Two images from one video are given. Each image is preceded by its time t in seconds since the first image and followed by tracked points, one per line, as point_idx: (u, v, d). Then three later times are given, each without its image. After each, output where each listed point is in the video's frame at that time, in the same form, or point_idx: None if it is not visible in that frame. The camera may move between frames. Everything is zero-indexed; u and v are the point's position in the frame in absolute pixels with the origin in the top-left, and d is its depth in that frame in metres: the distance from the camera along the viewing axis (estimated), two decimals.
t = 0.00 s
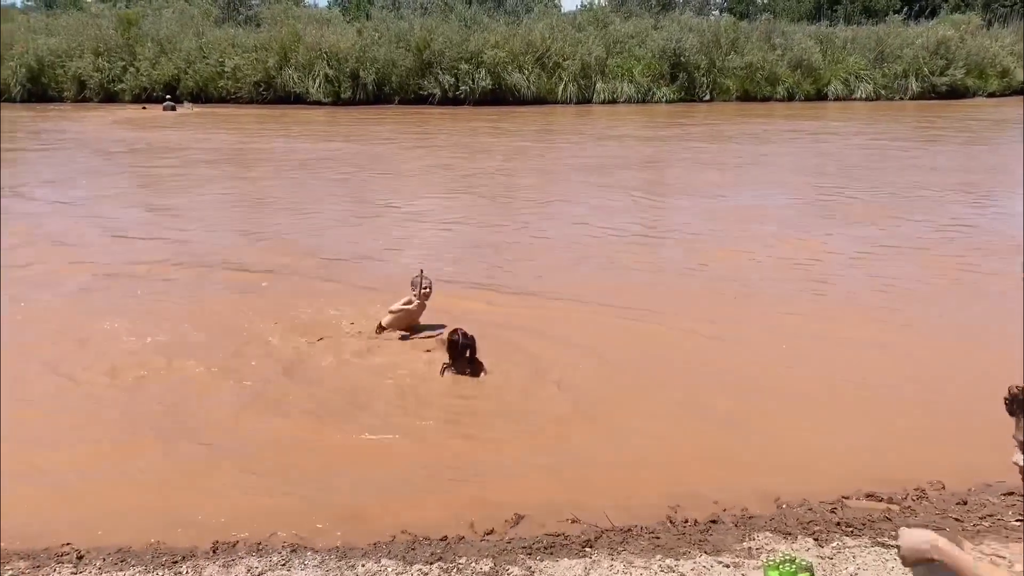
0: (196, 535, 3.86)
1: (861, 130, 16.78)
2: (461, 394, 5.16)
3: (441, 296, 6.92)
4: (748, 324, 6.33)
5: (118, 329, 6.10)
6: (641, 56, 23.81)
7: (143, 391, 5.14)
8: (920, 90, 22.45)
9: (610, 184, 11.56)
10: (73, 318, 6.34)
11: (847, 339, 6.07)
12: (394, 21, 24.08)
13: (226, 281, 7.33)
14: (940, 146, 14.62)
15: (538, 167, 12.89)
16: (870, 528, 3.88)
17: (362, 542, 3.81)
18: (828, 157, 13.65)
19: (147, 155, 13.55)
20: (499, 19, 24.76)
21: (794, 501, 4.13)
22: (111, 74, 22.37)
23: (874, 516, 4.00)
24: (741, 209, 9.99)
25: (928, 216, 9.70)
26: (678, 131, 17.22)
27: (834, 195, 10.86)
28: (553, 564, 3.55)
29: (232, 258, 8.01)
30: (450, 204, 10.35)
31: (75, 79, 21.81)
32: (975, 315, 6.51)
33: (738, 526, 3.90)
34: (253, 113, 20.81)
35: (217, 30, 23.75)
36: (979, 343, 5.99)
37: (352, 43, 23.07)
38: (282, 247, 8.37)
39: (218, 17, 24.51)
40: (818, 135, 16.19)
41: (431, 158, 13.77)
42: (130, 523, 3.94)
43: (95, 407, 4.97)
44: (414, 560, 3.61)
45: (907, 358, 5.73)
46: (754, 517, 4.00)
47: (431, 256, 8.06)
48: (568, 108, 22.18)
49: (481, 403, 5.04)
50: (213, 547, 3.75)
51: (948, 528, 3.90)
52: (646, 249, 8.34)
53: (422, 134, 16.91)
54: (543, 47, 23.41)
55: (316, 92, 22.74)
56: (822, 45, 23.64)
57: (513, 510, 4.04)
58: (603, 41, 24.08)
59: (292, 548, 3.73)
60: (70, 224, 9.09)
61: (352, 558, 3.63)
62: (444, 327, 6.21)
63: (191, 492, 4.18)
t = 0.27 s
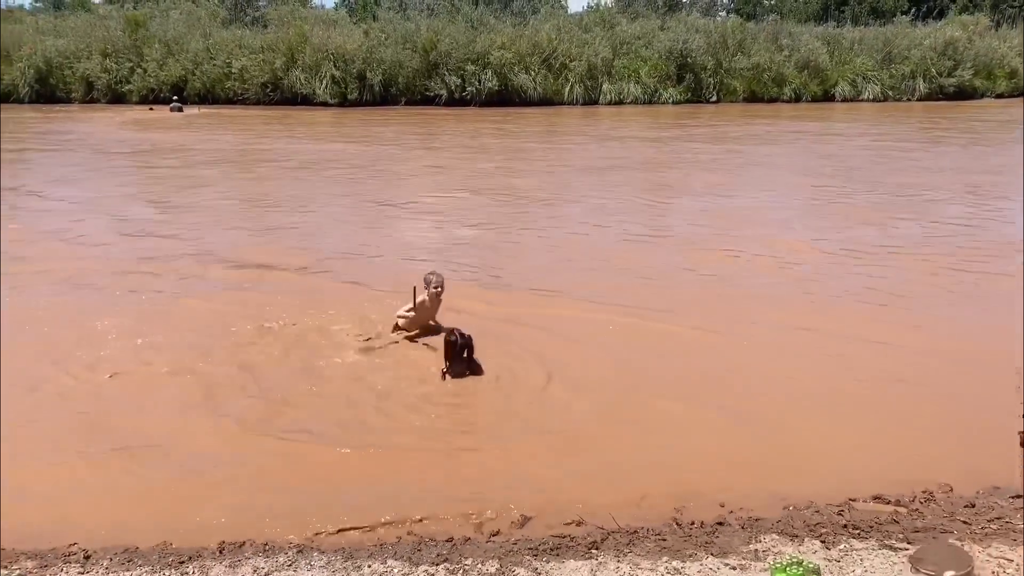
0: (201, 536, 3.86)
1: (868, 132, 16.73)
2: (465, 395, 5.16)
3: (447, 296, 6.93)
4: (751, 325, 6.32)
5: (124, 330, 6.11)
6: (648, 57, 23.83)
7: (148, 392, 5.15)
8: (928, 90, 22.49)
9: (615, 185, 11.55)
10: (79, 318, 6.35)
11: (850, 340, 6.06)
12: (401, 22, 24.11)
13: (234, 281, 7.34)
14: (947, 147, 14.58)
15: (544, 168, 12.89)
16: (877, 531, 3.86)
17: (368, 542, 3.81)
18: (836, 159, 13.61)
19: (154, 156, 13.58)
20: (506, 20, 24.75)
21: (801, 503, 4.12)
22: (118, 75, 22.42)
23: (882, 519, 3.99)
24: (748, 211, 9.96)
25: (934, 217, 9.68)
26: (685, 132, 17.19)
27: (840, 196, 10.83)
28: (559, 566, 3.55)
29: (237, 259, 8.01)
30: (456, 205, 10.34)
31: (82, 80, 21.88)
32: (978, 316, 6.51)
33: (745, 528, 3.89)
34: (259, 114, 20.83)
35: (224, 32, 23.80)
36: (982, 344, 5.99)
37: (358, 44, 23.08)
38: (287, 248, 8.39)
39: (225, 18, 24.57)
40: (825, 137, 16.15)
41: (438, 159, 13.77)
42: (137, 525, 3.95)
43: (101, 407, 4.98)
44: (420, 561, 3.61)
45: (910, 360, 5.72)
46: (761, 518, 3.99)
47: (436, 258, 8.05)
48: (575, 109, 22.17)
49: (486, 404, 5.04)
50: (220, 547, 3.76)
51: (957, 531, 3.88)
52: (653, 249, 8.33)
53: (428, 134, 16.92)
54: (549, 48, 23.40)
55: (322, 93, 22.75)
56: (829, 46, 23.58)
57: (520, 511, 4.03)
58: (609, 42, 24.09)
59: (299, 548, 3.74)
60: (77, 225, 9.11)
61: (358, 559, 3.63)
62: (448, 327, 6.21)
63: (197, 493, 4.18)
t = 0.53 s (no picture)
0: (208, 536, 3.87)
1: (876, 133, 16.68)
2: (472, 395, 5.15)
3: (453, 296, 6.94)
4: (756, 324, 6.31)
5: (130, 330, 6.13)
6: (655, 57, 23.92)
7: (154, 391, 5.16)
8: (936, 91, 22.30)
9: (622, 185, 11.55)
10: (87, 318, 6.37)
11: (855, 340, 6.05)
12: (408, 23, 24.14)
13: (240, 282, 7.35)
14: (955, 148, 14.54)
15: (551, 169, 12.89)
16: (884, 533, 3.85)
17: (374, 543, 3.81)
18: (843, 159, 13.58)
19: (162, 156, 13.61)
20: (512, 21, 24.71)
21: (807, 504, 4.11)
22: (126, 76, 22.53)
23: (888, 521, 3.97)
24: (755, 211, 9.94)
25: (943, 217, 9.65)
26: (692, 133, 17.17)
27: (848, 197, 10.79)
28: (564, 567, 3.55)
29: (244, 259, 8.02)
30: (462, 205, 10.35)
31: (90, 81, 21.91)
32: (983, 316, 6.50)
33: (751, 529, 3.88)
34: (266, 115, 20.87)
35: (231, 32, 23.84)
36: (987, 344, 5.98)
37: (365, 45, 23.10)
38: (294, 248, 8.39)
39: (233, 19, 24.65)
40: (833, 137, 16.10)
41: (444, 159, 13.77)
42: (144, 524, 3.96)
43: (108, 407, 4.99)
44: (426, 561, 3.62)
45: (915, 360, 5.71)
46: (768, 520, 3.98)
47: (442, 258, 8.05)
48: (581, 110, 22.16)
49: (492, 405, 5.03)
50: (226, 547, 3.77)
51: (963, 533, 3.87)
52: (660, 250, 8.32)
53: (435, 135, 16.93)
54: (556, 49, 23.41)
55: (329, 94, 22.79)
56: (836, 47, 23.53)
57: (526, 512, 4.03)
58: (616, 43, 24.08)
59: (305, 548, 3.74)
60: (84, 225, 9.14)
61: (363, 559, 3.63)
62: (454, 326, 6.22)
63: (203, 492, 4.19)
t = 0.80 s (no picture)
0: (213, 534, 3.88)
1: (882, 133, 16.66)
2: (476, 396, 5.15)
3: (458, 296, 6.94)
4: (759, 325, 6.30)
5: (135, 330, 6.15)
6: (660, 58, 23.79)
7: (160, 390, 5.18)
8: (943, 92, 22.42)
9: (627, 186, 11.55)
10: (92, 318, 6.39)
11: (857, 340, 6.03)
12: (414, 23, 24.14)
13: (246, 281, 7.37)
14: (962, 148, 14.51)
15: (557, 169, 12.90)
16: (891, 534, 3.84)
17: (379, 542, 3.81)
18: (849, 160, 13.56)
19: (168, 156, 13.64)
20: (518, 21, 24.73)
21: (813, 505, 4.10)
22: (133, 76, 22.58)
23: (895, 522, 3.96)
24: (760, 211, 9.93)
25: (949, 218, 9.63)
26: (698, 133, 17.16)
27: (854, 197, 10.78)
28: (570, 567, 3.54)
29: (250, 259, 8.03)
30: (468, 205, 10.36)
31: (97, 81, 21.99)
32: (987, 317, 6.48)
33: (756, 530, 3.87)
34: (272, 115, 20.90)
35: (238, 33, 23.89)
36: (992, 345, 5.95)
37: (371, 45, 23.13)
38: (300, 248, 8.41)
39: (239, 19, 24.71)
40: (839, 138, 16.07)
41: (450, 159, 13.79)
42: (150, 523, 3.96)
43: (114, 405, 5.01)
44: (431, 561, 3.62)
45: (921, 361, 5.68)
46: (774, 521, 3.97)
47: (448, 259, 8.05)
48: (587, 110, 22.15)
49: (496, 404, 5.03)
50: (232, 546, 3.77)
51: (970, 535, 3.86)
52: (666, 250, 8.32)
53: (441, 135, 16.95)
54: (562, 49, 23.41)
55: (335, 94, 22.82)
56: (842, 47, 23.48)
57: (531, 512, 4.03)
58: (622, 43, 24.07)
59: (310, 548, 3.75)
60: (91, 224, 9.17)
61: (369, 558, 3.63)
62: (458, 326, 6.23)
63: (208, 490, 4.20)
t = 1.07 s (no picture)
0: (218, 533, 3.88)
1: (887, 133, 16.64)
2: (480, 396, 5.15)
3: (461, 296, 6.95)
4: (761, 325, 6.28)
5: (139, 329, 6.15)
6: (666, 57, 23.73)
7: (162, 390, 5.18)
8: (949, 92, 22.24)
9: (632, 185, 11.54)
10: (96, 318, 6.40)
11: (859, 340, 6.02)
12: (419, 23, 24.13)
13: (250, 281, 7.38)
14: (967, 148, 14.49)
15: (561, 169, 12.90)
16: (897, 536, 3.83)
17: (383, 542, 3.81)
18: (854, 159, 13.54)
19: (173, 156, 13.65)
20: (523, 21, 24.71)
21: (818, 506, 4.09)
22: (138, 76, 22.59)
23: (901, 523, 3.95)
24: (765, 211, 9.92)
25: (954, 218, 9.62)
26: (702, 133, 17.15)
27: (859, 197, 10.76)
28: (575, 567, 3.54)
29: (254, 259, 8.03)
30: (472, 205, 10.37)
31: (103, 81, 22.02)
32: (990, 317, 6.47)
33: (761, 531, 3.86)
34: (278, 115, 20.91)
35: (243, 32, 23.90)
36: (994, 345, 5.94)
37: (376, 45, 23.14)
38: (304, 248, 8.42)
39: (244, 19, 24.69)
40: (844, 138, 16.04)
41: (454, 159, 13.79)
42: (155, 521, 3.97)
43: (117, 404, 5.02)
44: (436, 561, 3.61)
45: (923, 361, 5.67)
46: (779, 521, 3.96)
47: (452, 258, 8.05)
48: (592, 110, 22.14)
49: (500, 404, 5.03)
50: (236, 545, 3.78)
51: (977, 536, 3.85)
52: (670, 250, 8.31)
53: (446, 135, 16.96)
54: (567, 49, 23.40)
55: (340, 94, 22.84)
56: (848, 47, 23.45)
57: (535, 512, 4.02)
58: (627, 43, 24.02)
59: (315, 547, 3.75)
60: (96, 224, 9.17)
61: (373, 558, 3.64)
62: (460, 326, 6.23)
63: (213, 489, 4.20)
